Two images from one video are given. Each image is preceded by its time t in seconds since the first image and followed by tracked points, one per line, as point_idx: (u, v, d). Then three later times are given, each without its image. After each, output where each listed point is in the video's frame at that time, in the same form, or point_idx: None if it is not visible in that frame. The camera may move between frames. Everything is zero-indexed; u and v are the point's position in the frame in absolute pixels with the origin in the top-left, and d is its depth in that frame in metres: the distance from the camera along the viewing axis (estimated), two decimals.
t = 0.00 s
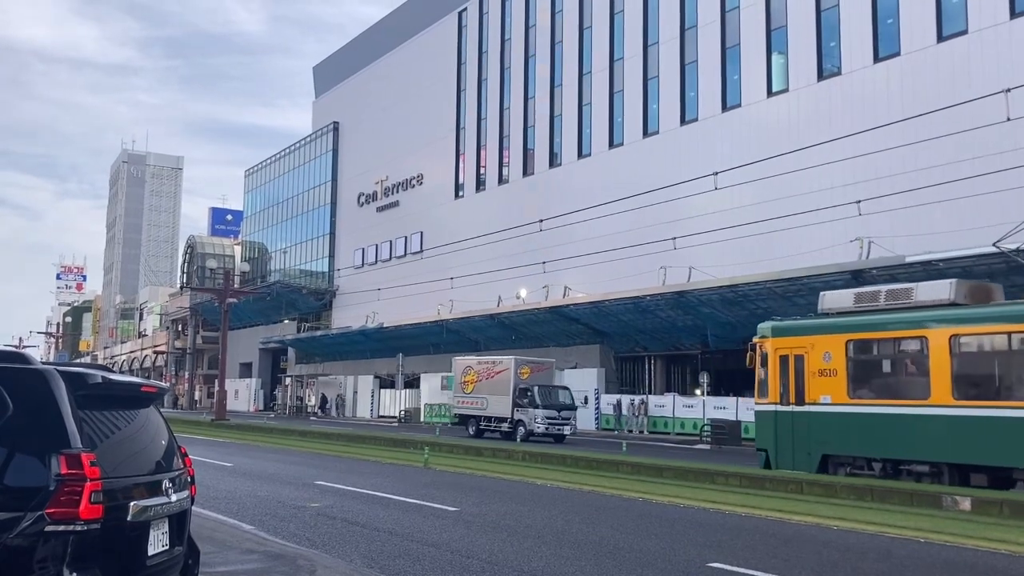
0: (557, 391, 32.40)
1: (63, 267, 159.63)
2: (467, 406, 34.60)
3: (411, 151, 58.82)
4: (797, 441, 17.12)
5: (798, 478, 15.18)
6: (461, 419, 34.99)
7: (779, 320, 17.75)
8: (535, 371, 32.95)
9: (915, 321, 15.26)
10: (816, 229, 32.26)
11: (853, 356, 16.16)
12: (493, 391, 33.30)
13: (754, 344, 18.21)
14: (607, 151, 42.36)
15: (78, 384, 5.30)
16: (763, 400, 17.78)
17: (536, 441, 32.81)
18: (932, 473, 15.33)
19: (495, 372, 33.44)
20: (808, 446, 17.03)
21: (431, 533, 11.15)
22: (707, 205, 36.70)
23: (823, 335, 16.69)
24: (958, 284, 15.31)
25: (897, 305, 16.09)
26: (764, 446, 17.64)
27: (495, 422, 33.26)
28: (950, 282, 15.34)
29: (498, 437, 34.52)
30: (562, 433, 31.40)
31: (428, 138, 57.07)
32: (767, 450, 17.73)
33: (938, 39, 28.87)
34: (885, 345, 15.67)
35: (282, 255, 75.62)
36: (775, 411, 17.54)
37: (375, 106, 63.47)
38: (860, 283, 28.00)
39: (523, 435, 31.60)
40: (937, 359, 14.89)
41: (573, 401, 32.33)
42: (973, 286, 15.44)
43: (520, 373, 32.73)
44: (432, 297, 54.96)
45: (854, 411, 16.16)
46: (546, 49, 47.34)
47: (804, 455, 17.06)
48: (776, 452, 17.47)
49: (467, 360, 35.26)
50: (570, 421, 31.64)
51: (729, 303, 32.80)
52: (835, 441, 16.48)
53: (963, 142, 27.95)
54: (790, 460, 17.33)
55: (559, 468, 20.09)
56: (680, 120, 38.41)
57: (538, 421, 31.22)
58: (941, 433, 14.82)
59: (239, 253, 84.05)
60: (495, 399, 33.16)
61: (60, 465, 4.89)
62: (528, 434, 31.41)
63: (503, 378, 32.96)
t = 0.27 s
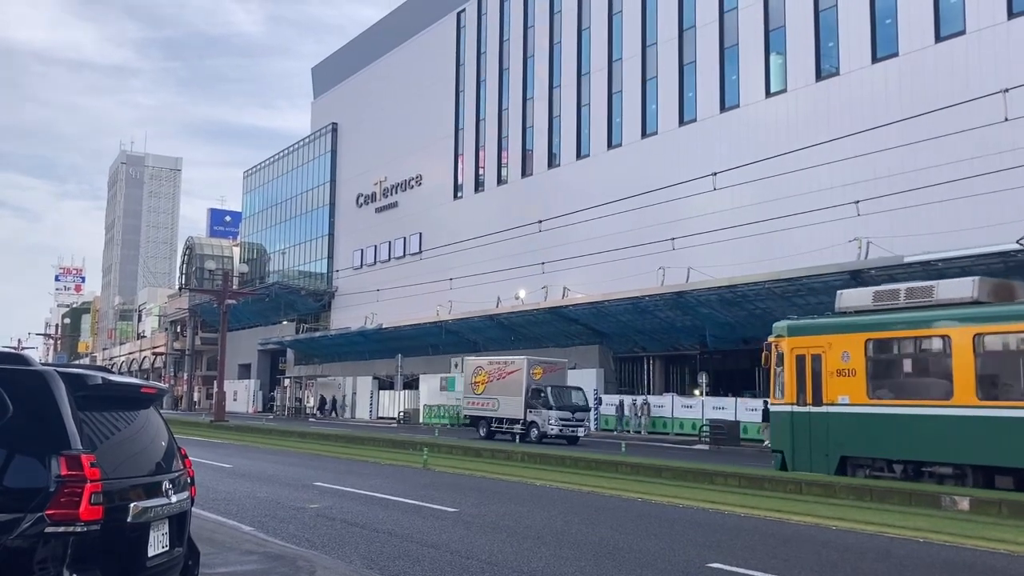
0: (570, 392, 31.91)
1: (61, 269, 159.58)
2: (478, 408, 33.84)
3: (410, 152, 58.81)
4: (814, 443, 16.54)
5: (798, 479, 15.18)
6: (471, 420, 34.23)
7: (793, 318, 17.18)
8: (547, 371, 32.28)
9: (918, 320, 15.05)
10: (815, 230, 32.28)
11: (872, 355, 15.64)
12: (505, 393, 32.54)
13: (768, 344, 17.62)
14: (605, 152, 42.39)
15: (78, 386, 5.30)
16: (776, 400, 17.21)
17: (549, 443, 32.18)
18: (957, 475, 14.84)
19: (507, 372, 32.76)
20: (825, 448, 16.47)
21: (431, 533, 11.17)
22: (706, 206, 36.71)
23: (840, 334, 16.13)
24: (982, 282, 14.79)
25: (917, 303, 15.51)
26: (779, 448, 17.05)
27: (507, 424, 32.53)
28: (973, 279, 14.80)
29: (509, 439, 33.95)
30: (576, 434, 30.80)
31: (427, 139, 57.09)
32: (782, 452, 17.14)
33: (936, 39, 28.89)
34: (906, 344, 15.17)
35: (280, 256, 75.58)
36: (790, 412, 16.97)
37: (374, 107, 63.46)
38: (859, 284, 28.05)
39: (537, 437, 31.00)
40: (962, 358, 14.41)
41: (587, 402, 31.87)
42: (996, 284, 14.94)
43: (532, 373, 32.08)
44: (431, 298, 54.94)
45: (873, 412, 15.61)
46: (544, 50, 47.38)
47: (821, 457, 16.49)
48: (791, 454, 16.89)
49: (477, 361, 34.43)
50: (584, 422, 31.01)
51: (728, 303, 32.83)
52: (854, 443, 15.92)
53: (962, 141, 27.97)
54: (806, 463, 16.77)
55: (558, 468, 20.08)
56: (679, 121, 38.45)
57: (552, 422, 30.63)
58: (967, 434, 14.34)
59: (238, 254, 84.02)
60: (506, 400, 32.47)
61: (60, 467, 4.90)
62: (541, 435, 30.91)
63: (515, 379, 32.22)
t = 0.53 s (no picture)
0: (585, 392, 30.99)
1: (61, 270, 159.49)
2: (489, 409, 33.33)
3: (410, 152, 58.78)
4: (831, 443, 16.36)
5: (797, 479, 15.20)
6: (482, 422, 33.71)
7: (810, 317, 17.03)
8: (560, 371, 31.67)
9: (916, 319, 15.14)
10: (814, 230, 32.29)
11: (891, 354, 15.47)
12: (518, 393, 32.05)
13: (785, 343, 17.46)
14: (605, 152, 42.39)
15: (78, 386, 5.31)
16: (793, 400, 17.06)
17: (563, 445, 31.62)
18: (981, 476, 14.58)
19: (519, 372, 32.16)
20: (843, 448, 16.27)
21: (430, 533, 11.18)
22: (705, 206, 36.72)
23: (859, 333, 15.96)
24: (1002, 280, 14.48)
25: (937, 301, 15.29)
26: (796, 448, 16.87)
27: (519, 425, 31.84)
28: (993, 276, 14.51)
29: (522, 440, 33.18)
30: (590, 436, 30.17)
31: (426, 140, 57.07)
32: (799, 452, 16.97)
33: (935, 39, 28.90)
34: (926, 343, 14.97)
35: (280, 257, 75.55)
36: (807, 412, 16.79)
37: (373, 107, 63.44)
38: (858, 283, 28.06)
39: (551, 438, 30.44)
40: (983, 357, 14.16)
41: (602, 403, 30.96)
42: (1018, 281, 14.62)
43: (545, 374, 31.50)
44: (431, 299, 54.96)
45: (892, 412, 15.43)
46: (544, 50, 47.37)
47: (839, 457, 16.31)
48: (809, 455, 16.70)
49: (488, 360, 33.94)
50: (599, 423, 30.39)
51: (727, 303, 32.86)
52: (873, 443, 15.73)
53: (960, 141, 28.01)
54: (824, 464, 16.57)
55: (558, 469, 20.09)
56: (678, 121, 38.46)
57: (566, 424, 30.03)
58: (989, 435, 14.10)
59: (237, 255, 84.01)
60: (518, 401, 31.90)
61: (60, 467, 4.91)
62: (555, 437, 30.23)
63: (528, 379, 31.70)
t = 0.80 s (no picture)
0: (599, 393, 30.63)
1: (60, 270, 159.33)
2: (501, 409, 32.77)
3: (409, 152, 58.73)
4: (848, 444, 15.95)
5: (798, 478, 15.16)
6: (494, 422, 33.14)
7: (824, 315, 16.64)
8: (574, 370, 31.20)
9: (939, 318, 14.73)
10: (814, 229, 32.25)
11: (910, 353, 15.06)
12: (531, 393, 31.54)
13: (799, 341, 17.03)
14: (604, 152, 42.36)
15: (76, 386, 5.28)
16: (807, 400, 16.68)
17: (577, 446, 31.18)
18: (1004, 478, 14.15)
19: (531, 372, 31.68)
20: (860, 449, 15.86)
21: (429, 533, 11.15)
22: (705, 205, 36.70)
23: (876, 331, 15.55)
24: None
25: (956, 298, 14.89)
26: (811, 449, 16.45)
27: (532, 426, 31.43)
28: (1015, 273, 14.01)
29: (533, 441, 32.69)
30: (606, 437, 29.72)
31: (425, 139, 57.04)
32: (814, 453, 16.55)
33: (935, 38, 28.86)
34: (947, 342, 14.57)
35: (279, 256, 75.51)
36: (821, 412, 16.40)
37: (372, 107, 63.37)
38: (857, 283, 28.05)
39: (564, 438, 30.12)
40: (1006, 356, 13.73)
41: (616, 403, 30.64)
42: None
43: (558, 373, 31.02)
44: (430, 298, 54.89)
45: (911, 412, 15.02)
46: (543, 49, 47.34)
47: (855, 458, 15.89)
48: (824, 456, 16.31)
49: (499, 360, 33.39)
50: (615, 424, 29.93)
51: (726, 303, 32.85)
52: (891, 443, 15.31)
53: (959, 141, 28.01)
54: (840, 466, 16.18)
55: (557, 468, 20.08)
56: (677, 120, 38.44)
57: (581, 424, 29.59)
58: (1013, 435, 13.68)
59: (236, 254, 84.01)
60: (531, 401, 31.41)
61: (58, 467, 4.89)
62: (569, 438, 29.88)
63: (541, 379, 31.21)
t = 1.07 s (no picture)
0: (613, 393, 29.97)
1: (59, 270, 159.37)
2: (511, 410, 31.98)
3: (407, 152, 58.71)
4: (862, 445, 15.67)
5: (796, 479, 15.17)
6: (503, 423, 32.34)
7: (834, 314, 16.31)
8: (587, 370, 30.55)
9: (956, 317, 14.40)
10: (812, 229, 32.27)
11: (926, 352, 14.76)
12: (543, 393, 30.79)
13: (812, 340, 16.75)
14: (602, 152, 42.38)
15: (73, 387, 5.28)
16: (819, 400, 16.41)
17: (589, 446, 30.62)
18: None
19: (544, 372, 30.97)
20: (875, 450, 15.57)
21: (427, 534, 11.15)
22: (703, 205, 36.71)
23: (891, 330, 15.24)
24: None
25: (973, 297, 14.55)
26: (824, 451, 16.17)
27: (544, 426, 30.73)
28: None
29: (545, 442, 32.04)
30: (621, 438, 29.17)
31: (424, 140, 57.05)
32: (827, 455, 16.25)
33: (933, 38, 28.88)
34: (963, 341, 14.28)
35: (277, 257, 75.51)
36: (835, 413, 16.12)
37: (371, 107, 63.36)
38: (855, 283, 28.08)
39: (579, 440, 29.49)
40: None
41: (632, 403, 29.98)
42: None
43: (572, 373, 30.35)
44: (429, 298, 54.86)
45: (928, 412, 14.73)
46: (542, 49, 47.36)
47: (870, 460, 15.61)
48: (838, 457, 16.02)
49: (508, 359, 32.58)
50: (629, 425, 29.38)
51: (724, 303, 32.86)
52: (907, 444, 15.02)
53: (956, 141, 28.04)
54: (854, 467, 15.90)
55: (555, 468, 20.09)
56: (675, 120, 38.47)
57: (596, 425, 28.96)
58: None
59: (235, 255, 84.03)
60: (544, 401, 30.74)
61: (54, 468, 4.88)
62: (583, 439, 29.25)
63: (554, 379, 30.49)
